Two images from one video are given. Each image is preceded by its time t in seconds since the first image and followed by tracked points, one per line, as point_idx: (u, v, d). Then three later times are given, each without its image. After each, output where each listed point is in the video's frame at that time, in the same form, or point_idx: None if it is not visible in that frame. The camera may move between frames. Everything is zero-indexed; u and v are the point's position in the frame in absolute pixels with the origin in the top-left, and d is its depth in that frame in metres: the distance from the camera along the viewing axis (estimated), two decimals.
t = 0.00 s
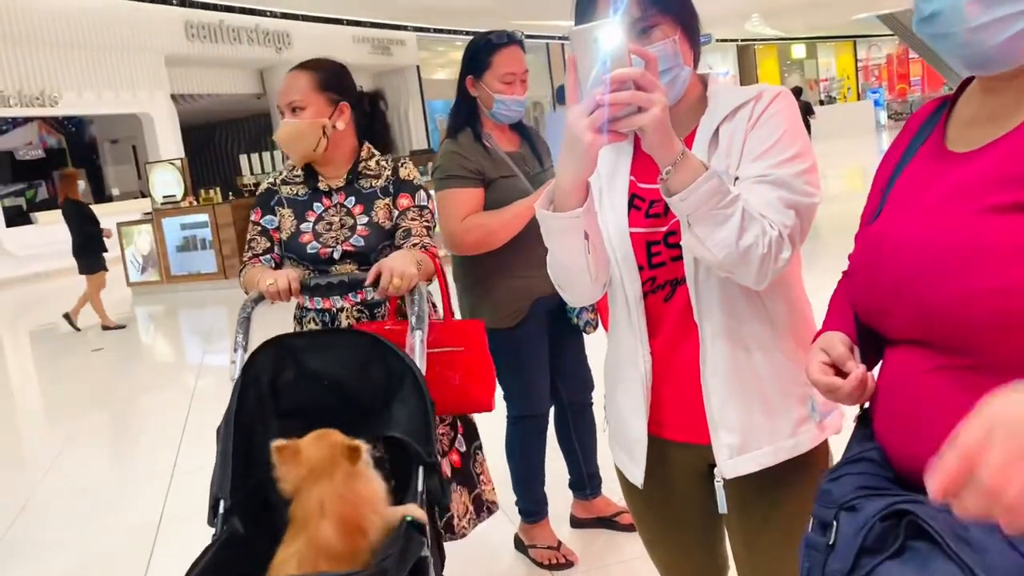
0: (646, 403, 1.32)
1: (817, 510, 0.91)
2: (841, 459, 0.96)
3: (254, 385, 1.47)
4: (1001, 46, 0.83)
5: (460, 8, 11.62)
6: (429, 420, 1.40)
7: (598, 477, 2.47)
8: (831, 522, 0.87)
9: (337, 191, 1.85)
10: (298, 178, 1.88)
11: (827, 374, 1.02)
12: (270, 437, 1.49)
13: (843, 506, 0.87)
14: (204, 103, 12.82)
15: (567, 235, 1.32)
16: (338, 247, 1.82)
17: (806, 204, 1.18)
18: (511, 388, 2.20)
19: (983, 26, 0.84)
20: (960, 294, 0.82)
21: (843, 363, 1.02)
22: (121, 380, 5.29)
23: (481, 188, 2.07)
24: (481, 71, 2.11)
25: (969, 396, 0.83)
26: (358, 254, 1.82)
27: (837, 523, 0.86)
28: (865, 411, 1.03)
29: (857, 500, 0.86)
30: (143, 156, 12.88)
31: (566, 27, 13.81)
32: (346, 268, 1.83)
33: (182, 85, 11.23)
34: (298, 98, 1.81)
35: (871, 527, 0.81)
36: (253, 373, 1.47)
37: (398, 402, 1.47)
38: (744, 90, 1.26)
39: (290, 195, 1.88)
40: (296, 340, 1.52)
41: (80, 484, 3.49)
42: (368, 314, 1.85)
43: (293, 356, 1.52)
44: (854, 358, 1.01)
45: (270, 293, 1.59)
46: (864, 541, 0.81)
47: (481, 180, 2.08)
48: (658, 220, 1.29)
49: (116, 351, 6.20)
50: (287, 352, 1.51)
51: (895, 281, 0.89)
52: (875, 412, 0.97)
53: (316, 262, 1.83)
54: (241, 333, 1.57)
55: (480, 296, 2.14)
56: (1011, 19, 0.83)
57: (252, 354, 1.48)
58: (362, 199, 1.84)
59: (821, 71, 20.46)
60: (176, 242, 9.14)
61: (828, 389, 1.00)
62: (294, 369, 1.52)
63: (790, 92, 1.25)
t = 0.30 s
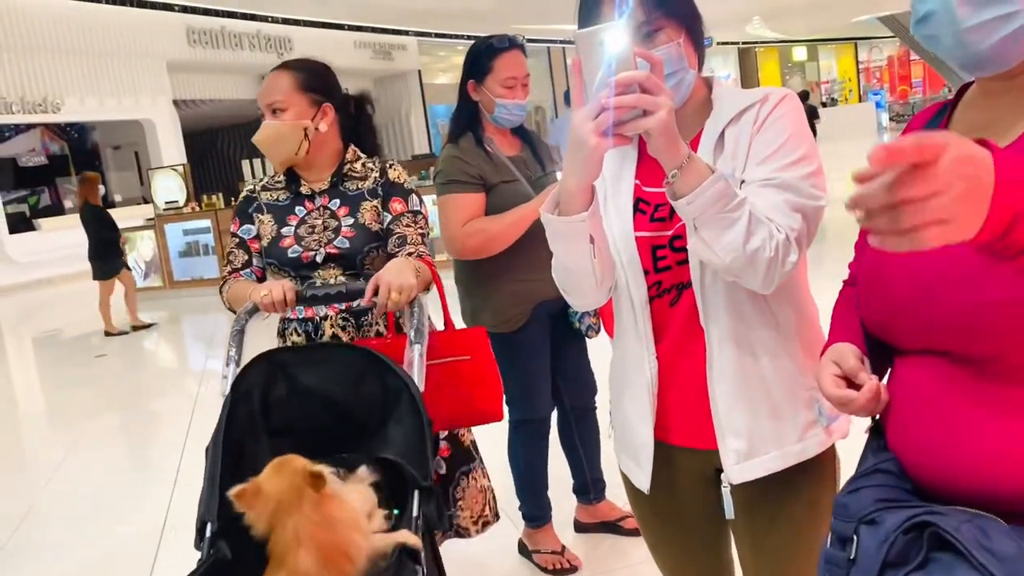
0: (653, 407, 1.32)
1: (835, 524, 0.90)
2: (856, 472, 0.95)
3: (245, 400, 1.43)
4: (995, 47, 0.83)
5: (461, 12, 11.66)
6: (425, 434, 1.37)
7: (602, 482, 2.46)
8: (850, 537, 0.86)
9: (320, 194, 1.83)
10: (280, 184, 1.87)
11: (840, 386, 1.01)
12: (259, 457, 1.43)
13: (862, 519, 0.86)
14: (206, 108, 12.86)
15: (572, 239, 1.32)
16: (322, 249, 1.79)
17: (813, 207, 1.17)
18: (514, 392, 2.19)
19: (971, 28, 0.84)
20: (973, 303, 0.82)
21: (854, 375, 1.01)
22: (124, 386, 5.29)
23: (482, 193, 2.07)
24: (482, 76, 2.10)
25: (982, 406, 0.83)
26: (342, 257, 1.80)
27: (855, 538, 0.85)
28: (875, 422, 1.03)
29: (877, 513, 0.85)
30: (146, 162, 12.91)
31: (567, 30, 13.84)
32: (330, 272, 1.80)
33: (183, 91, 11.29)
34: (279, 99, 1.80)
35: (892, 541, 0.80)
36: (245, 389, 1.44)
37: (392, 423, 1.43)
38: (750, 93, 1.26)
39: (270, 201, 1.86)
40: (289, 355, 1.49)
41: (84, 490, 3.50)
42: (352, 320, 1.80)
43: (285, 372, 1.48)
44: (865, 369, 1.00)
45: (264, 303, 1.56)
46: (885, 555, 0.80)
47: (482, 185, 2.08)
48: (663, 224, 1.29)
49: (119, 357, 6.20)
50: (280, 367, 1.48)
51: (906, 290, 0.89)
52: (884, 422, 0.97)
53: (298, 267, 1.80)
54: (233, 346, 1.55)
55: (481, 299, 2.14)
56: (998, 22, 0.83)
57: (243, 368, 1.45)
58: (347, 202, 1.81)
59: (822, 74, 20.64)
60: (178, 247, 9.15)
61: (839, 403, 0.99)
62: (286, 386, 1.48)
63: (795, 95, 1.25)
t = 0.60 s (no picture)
0: (650, 408, 1.31)
1: (824, 523, 0.90)
2: (846, 471, 0.95)
3: (225, 419, 1.25)
4: (976, 46, 0.84)
5: (460, 14, 11.66)
6: (413, 457, 1.18)
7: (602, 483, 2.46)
8: (838, 535, 0.86)
9: (300, 199, 1.70)
10: (256, 190, 1.73)
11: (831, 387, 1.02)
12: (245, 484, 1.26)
13: (849, 517, 0.86)
14: (205, 111, 12.86)
15: (574, 240, 1.31)
16: (303, 256, 1.66)
17: (813, 208, 1.17)
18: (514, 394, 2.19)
19: (954, 25, 0.85)
20: (966, 303, 0.81)
21: (843, 374, 1.01)
22: (123, 390, 5.28)
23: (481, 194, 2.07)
24: (480, 78, 2.10)
25: (975, 406, 0.83)
26: (325, 264, 1.66)
27: (843, 536, 0.85)
28: (866, 424, 1.03)
29: (864, 511, 0.85)
30: (145, 166, 12.92)
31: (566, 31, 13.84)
32: (313, 281, 1.66)
33: (183, 95, 11.31)
34: (283, 97, 1.64)
35: (879, 539, 0.80)
36: (226, 410, 1.26)
37: (383, 443, 1.24)
38: (750, 93, 1.26)
39: (246, 207, 1.71)
40: (272, 368, 1.31)
41: (83, 495, 3.49)
42: (337, 331, 1.69)
43: (269, 388, 1.30)
44: (855, 370, 1.00)
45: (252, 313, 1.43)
46: (872, 553, 0.80)
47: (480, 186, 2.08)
48: (662, 225, 1.29)
49: (119, 361, 6.19)
50: (263, 382, 1.30)
51: (900, 289, 0.88)
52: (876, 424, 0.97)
53: (278, 276, 1.67)
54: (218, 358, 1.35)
55: (481, 301, 2.14)
56: (981, 21, 0.83)
57: (223, 384, 1.27)
58: (328, 206, 1.68)
59: (821, 73, 20.02)
60: (178, 250, 9.15)
61: (830, 403, 0.99)
62: (270, 402, 1.30)
63: (794, 96, 1.25)
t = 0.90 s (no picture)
0: (643, 408, 1.31)
1: (812, 524, 0.90)
2: (835, 471, 0.96)
3: (192, 439, 1.22)
4: (956, 40, 0.84)
5: (455, 13, 11.64)
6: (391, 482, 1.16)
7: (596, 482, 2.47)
8: (826, 536, 0.86)
9: (282, 206, 1.66)
10: (236, 196, 1.71)
11: (819, 390, 1.01)
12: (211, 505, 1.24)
13: (837, 518, 0.86)
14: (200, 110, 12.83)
15: (566, 240, 1.31)
16: (281, 268, 1.62)
17: (807, 210, 1.17)
18: (508, 393, 2.19)
19: (936, 20, 0.85)
20: (957, 306, 0.80)
21: (830, 376, 1.01)
22: (119, 390, 5.27)
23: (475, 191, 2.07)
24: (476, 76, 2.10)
25: (963, 407, 0.83)
26: (304, 276, 1.62)
27: (831, 537, 0.85)
28: (857, 425, 1.03)
29: (851, 512, 0.85)
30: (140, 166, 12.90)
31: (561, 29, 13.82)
32: (293, 293, 1.63)
33: (177, 95, 11.29)
34: (273, 98, 1.60)
35: (865, 540, 0.80)
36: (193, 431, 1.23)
37: (358, 467, 1.22)
38: (745, 92, 1.26)
39: (225, 214, 1.69)
40: (243, 387, 1.27)
41: (79, 495, 3.48)
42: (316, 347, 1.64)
43: (240, 407, 1.27)
44: (843, 371, 1.00)
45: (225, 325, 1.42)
46: (859, 554, 0.80)
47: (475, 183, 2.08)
48: (654, 223, 1.28)
49: (114, 362, 6.17)
50: (234, 401, 1.27)
51: (888, 291, 0.89)
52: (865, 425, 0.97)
53: (256, 288, 1.64)
54: (188, 374, 1.38)
55: (476, 300, 2.13)
56: (963, 15, 0.83)
57: (193, 403, 1.24)
58: (307, 213, 1.64)
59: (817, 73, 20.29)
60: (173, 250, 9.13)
61: (818, 405, 0.99)
62: (240, 422, 1.27)
63: (790, 94, 1.25)
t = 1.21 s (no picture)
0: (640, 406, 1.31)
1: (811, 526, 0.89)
2: (833, 471, 0.95)
3: (163, 454, 1.17)
4: (955, 45, 0.84)
5: (449, 9, 11.61)
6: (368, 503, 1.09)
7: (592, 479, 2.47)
8: (826, 538, 0.85)
9: (272, 202, 1.65)
10: (223, 188, 1.69)
11: (816, 389, 1.01)
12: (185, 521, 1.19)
13: (835, 520, 0.85)
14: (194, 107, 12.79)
15: (564, 236, 1.30)
16: (266, 267, 1.61)
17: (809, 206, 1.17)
18: (504, 390, 2.19)
19: (933, 25, 0.85)
20: (957, 305, 0.80)
21: (827, 376, 1.00)
22: (114, 388, 5.25)
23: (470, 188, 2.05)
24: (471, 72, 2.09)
25: (961, 406, 0.82)
26: (290, 276, 1.61)
27: (831, 538, 0.85)
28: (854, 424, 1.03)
29: (850, 513, 0.84)
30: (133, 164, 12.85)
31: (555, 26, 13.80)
32: (277, 294, 1.62)
33: (170, 92, 11.25)
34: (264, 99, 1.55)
35: (865, 541, 0.80)
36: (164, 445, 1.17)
37: (334, 485, 1.15)
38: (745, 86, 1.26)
39: (211, 206, 1.68)
40: (215, 398, 1.21)
41: (74, 494, 3.46)
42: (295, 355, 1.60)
43: (213, 420, 1.21)
44: (839, 371, 0.99)
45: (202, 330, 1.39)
46: (858, 555, 0.79)
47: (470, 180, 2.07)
48: (653, 218, 1.28)
49: (109, 360, 6.15)
50: (206, 413, 1.21)
51: (885, 289, 0.88)
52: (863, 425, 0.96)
53: (240, 287, 1.63)
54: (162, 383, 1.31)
55: (471, 298, 2.12)
56: (959, 21, 0.83)
57: (163, 416, 1.18)
58: (299, 210, 1.63)
59: (810, 68, 20.12)
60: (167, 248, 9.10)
61: (815, 405, 0.98)
62: (214, 435, 1.22)
63: (792, 89, 1.25)
